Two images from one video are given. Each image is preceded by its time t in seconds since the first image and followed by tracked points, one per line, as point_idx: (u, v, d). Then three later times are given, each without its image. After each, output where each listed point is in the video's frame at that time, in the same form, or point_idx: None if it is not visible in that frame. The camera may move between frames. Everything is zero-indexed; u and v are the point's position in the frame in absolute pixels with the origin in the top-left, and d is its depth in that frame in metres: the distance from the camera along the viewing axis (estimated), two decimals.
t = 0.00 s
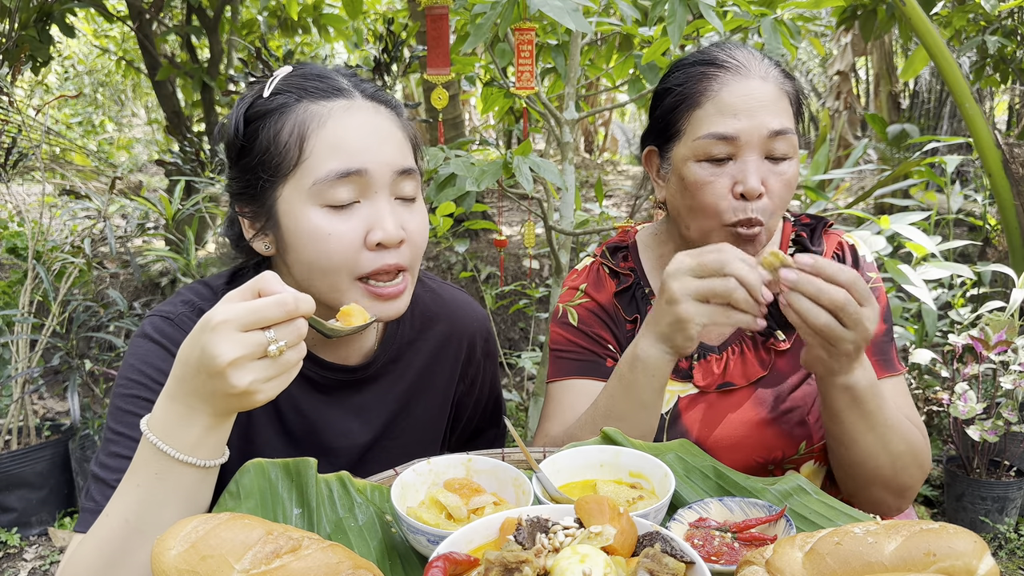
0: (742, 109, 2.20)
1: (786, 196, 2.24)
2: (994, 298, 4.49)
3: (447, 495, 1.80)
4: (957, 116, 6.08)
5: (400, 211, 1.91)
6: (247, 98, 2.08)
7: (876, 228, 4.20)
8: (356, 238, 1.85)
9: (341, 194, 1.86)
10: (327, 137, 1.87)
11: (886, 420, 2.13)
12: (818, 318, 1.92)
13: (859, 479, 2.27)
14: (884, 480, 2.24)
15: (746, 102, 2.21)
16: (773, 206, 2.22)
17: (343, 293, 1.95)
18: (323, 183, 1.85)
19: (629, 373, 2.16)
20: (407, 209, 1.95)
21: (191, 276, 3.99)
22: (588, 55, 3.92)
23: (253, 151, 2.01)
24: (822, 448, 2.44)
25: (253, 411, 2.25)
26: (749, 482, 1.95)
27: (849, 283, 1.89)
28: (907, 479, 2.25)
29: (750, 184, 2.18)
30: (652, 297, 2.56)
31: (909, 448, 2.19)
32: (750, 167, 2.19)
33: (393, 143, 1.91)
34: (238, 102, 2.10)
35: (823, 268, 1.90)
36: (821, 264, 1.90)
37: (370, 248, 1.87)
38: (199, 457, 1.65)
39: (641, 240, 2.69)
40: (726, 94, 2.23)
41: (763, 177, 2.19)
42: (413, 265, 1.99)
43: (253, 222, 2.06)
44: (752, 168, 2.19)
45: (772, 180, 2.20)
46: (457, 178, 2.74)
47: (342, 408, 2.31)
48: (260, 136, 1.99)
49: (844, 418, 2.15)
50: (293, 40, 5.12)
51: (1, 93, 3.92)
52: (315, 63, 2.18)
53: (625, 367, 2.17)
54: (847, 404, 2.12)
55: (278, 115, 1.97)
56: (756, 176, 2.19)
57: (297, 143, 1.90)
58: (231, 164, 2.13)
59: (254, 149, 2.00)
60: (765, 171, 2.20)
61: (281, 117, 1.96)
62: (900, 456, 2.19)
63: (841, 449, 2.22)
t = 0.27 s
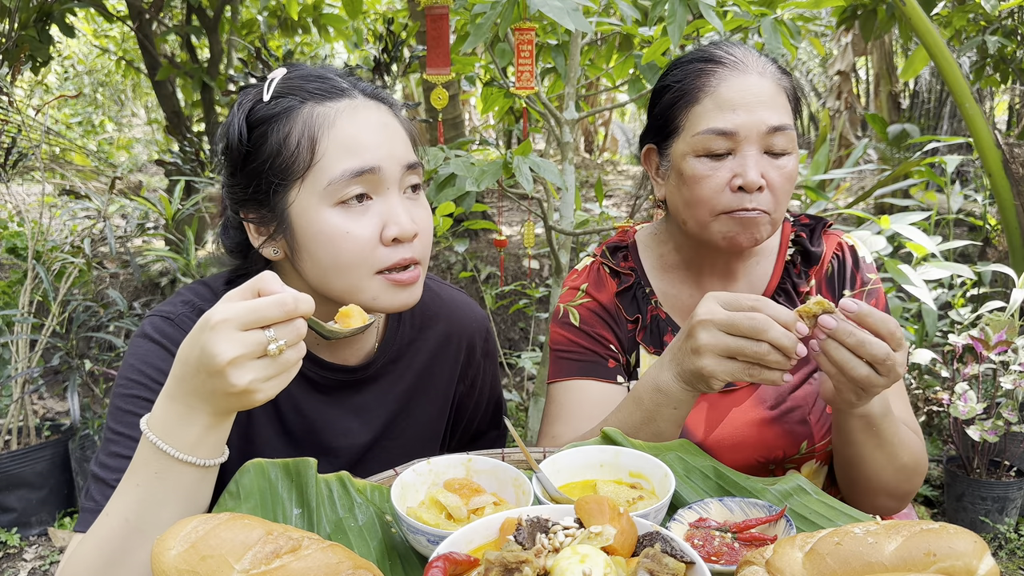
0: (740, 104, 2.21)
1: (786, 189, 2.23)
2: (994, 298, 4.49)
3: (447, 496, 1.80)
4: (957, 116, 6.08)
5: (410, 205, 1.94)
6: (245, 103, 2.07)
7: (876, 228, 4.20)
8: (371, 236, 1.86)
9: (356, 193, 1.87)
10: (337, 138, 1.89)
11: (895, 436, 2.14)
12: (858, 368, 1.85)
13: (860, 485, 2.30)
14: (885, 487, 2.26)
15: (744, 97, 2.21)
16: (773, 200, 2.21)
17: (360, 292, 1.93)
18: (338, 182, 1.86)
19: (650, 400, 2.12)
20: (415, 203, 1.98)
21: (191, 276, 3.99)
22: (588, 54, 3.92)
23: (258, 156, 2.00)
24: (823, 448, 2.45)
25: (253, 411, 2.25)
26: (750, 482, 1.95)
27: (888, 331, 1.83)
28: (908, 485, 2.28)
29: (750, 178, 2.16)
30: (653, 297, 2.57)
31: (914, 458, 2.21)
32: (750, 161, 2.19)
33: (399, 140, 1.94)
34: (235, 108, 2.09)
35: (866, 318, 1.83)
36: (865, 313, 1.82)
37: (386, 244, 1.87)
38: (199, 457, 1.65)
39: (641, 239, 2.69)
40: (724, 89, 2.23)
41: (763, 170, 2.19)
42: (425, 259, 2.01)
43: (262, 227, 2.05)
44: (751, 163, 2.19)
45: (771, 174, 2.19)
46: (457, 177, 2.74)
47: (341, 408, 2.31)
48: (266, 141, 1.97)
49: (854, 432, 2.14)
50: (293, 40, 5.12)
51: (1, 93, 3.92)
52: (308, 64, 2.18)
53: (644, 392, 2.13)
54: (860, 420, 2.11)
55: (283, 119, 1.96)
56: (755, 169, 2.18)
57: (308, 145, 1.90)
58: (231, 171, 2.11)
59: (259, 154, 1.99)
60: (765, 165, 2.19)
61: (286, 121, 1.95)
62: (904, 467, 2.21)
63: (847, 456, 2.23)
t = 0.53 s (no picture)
0: (742, 103, 2.21)
1: (790, 188, 2.23)
2: (994, 298, 4.49)
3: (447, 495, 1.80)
4: (957, 116, 6.08)
5: (406, 203, 1.93)
6: (234, 115, 2.07)
7: (876, 228, 4.20)
8: (369, 237, 1.86)
9: (350, 196, 1.87)
10: (326, 142, 1.88)
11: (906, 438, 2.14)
12: (864, 377, 1.88)
13: (866, 485, 2.30)
14: (891, 488, 2.26)
15: (747, 96, 2.21)
16: (777, 199, 2.21)
17: (364, 293, 1.93)
18: (331, 187, 1.86)
19: (651, 403, 2.11)
20: (411, 199, 1.97)
21: (191, 276, 3.99)
22: (588, 54, 3.92)
23: (251, 167, 1.99)
24: (824, 448, 2.44)
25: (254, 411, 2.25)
26: (750, 482, 1.95)
27: (896, 337, 1.84)
28: (914, 487, 2.28)
29: (753, 176, 2.16)
30: (655, 296, 2.57)
31: (921, 461, 2.21)
32: (753, 160, 2.19)
33: (389, 138, 1.93)
34: (225, 120, 2.08)
35: (875, 324, 1.83)
36: (873, 320, 1.83)
37: (385, 244, 1.87)
38: (205, 459, 1.64)
39: (643, 239, 2.69)
40: (727, 87, 2.23)
41: (767, 169, 2.18)
42: (425, 256, 2.01)
43: (261, 238, 2.05)
44: (755, 161, 2.19)
45: (775, 172, 2.19)
46: (457, 177, 2.73)
47: (342, 409, 2.31)
48: (257, 151, 1.97)
49: (866, 435, 2.15)
50: (293, 40, 5.12)
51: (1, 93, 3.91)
52: (293, 67, 2.17)
53: (645, 395, 2.12)
54: (872, 424, 2.11)
55: (272, 128, 1.95)
56: (759, 168, 2.18)
57: (298, 153, 1.89)
58: (226, 184, 2.11)
59: (252, 166, 1.99)
60: (768, 164, 2.19)
61: (275, 130, 1.94)
62: (912, 470, 2.21)
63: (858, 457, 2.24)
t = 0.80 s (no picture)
0: (741, 105, 2.20)
1: (788, 189, 2.23)
2: (994, 298, 4.49)
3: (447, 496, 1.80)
4: (957, 116, 6.08)
5: (386, 235, 1.87)
6: (253, 100, 2.09)
7: (876, 228, 4.20)
8: (333, 260, 1.83)
9: (324, 215, 1.83)
10: (316, 156, 1.84)
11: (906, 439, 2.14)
12: (840, 393, 1.91)
13: (866, 483, 2.30)
14: (891, 488, 2.26)
15: (745, 99, 2.21)
16: (775, 201, 2.21)
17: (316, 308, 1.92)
18: (306, 202, 1.83)
19: (652, 410, 2.11)
20: (395, 233, 1.90)
21: (191, 276, 3.99)
22: (588, 54, 3.92)
23: (250, 157, 2.01)
24: (824, 447, 2.44)
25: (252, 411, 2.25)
26: (750, 482, 1.95)
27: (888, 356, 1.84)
28: (914, 487, 2.28)
29: (751, 179, 2.17)
30: (654, 294, 2.57)
31: (922, 461, 2.21)
32: (751, 163, 2.19)
33: (387, 168, 1.85)
34: (245, 102, 2.11)
35: (858, 344, 1.85)
36: (856, 341, 1.85)
37: (348, 270, 1.84)
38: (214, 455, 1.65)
39: (642, 238, 2.69)
40: (726, 90, 2.22)
41: (765, 172, 2.19)
42: (396, 288, 1.96)
43: (247, 225, 2.09)
44: (753, 164, 2.19)
45: (773, 175, 2.19)
46: (457, 177, 2.74)
47: (340, 410, 2.31)
48: (256, 143, 1.99)
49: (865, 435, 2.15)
50: (293, 40, 5.12)
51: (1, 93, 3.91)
52: (330, 65, 2.15)
53: (646, 402, 2.11)
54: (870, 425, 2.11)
55: (276, 125, 1.96)
56: (757, 170, 2.18)
57: (288, 157, 1.88)
58: (234, 162, 2.15)
59: (251, 156, 2.01)
60: (766, 166, 2.20)
61: (277, 127, 1.95)
62: (913, 470, 2.21)
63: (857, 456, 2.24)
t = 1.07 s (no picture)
0: (739, 107, 2.20)
1: (786, 190, 2.23)
2: (994, 298, 4.49)
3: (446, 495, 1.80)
4: (957, 116, 6.08)
5: (367, 239, 1.85)
6: (246, 108, 2.09)
7: (876, 228, 4.20)
8: (312, 263, 1.82)
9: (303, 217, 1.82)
10: (293, 158, 1.83)
11: (907, 440, 2.15)
12: (853, 393, 1.90)
13: (868, 486, 2.30)
14: (892, 488, 2.26)
15: (743, 100, 2.21)
16: (773, 202, 2.22)
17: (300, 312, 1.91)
18: (283, 204, 1.82)
19: (648, 402, 2.13)
20: (377, 237, 1.88)
21: (191, 276, 3.99)
22: (588, 54, 3.92)
23: (239, 163, 2.03)
24: (824, 447, 2.44)
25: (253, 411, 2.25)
26: (750, 482, 1.95)
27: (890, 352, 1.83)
28: (915, 487, 2.28)
29: (750, 180, 2.17)
30: (652, 294, 2.57)
31: (922, 461, 2.22)
32: (749, 164, 2.19)
33: (365, 170, 1.83)
34: (239, 110, 2.12)
35: (869, 344, 1.83)
36: (866, 340, 1.83)
37: (327, 274, 1.82)
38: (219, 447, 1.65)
39: (641, 238, 2.69)
40: (723, 91, 2.22)
41: (762, 173, 2.19)
42: (382, 293, 1.93)
43: (240, 230, 2.11)
44: (750, 165, 2.19)
45: (770, 177, 2.20)
46: (457, 177, 2.74)
47: (343, 412, 2.31)
48: (244, 149, 2.00)
49: (866, 436, 2.16)
50: (293, 40, 5.12)
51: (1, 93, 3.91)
52: (324, 74, 2.14)
53: (642, 394, 2.13)
54: (871, 426, 2.11)
55: (261, 130, 1.96)
56: (755, 172, 2.19)
57: (270, 161, 1.88)
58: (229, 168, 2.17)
59: (240, 162, 2.02)
60: (764, 168, 2.20)
61: (262, 132, 1.95)
62: (913, 470, 2.21)
63: (858, 457, 2.25)
